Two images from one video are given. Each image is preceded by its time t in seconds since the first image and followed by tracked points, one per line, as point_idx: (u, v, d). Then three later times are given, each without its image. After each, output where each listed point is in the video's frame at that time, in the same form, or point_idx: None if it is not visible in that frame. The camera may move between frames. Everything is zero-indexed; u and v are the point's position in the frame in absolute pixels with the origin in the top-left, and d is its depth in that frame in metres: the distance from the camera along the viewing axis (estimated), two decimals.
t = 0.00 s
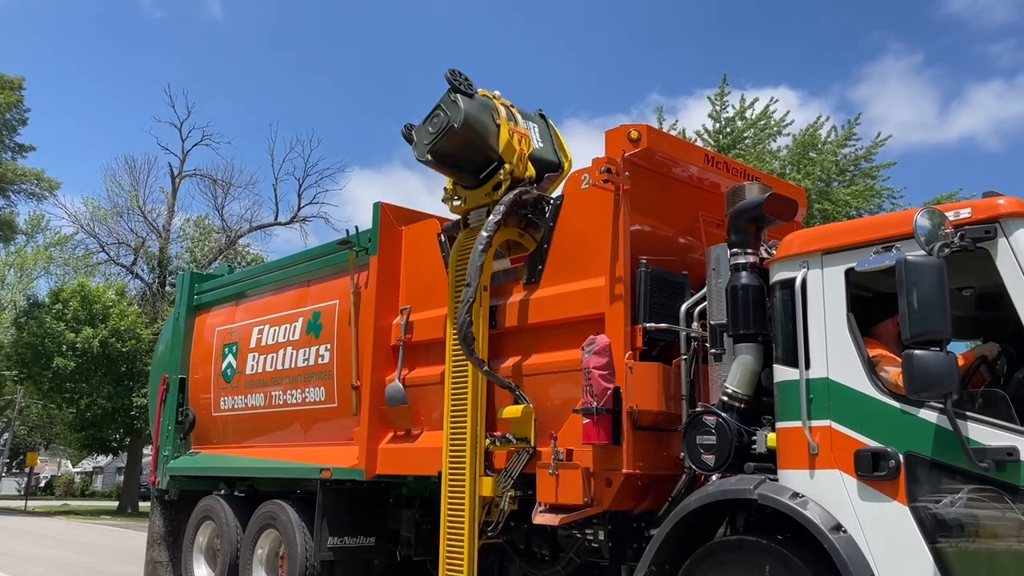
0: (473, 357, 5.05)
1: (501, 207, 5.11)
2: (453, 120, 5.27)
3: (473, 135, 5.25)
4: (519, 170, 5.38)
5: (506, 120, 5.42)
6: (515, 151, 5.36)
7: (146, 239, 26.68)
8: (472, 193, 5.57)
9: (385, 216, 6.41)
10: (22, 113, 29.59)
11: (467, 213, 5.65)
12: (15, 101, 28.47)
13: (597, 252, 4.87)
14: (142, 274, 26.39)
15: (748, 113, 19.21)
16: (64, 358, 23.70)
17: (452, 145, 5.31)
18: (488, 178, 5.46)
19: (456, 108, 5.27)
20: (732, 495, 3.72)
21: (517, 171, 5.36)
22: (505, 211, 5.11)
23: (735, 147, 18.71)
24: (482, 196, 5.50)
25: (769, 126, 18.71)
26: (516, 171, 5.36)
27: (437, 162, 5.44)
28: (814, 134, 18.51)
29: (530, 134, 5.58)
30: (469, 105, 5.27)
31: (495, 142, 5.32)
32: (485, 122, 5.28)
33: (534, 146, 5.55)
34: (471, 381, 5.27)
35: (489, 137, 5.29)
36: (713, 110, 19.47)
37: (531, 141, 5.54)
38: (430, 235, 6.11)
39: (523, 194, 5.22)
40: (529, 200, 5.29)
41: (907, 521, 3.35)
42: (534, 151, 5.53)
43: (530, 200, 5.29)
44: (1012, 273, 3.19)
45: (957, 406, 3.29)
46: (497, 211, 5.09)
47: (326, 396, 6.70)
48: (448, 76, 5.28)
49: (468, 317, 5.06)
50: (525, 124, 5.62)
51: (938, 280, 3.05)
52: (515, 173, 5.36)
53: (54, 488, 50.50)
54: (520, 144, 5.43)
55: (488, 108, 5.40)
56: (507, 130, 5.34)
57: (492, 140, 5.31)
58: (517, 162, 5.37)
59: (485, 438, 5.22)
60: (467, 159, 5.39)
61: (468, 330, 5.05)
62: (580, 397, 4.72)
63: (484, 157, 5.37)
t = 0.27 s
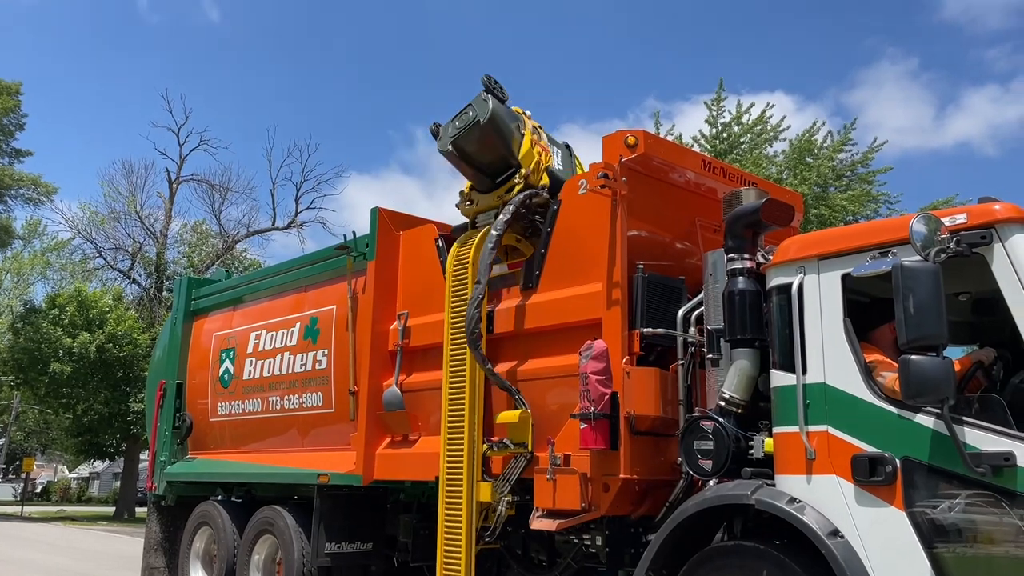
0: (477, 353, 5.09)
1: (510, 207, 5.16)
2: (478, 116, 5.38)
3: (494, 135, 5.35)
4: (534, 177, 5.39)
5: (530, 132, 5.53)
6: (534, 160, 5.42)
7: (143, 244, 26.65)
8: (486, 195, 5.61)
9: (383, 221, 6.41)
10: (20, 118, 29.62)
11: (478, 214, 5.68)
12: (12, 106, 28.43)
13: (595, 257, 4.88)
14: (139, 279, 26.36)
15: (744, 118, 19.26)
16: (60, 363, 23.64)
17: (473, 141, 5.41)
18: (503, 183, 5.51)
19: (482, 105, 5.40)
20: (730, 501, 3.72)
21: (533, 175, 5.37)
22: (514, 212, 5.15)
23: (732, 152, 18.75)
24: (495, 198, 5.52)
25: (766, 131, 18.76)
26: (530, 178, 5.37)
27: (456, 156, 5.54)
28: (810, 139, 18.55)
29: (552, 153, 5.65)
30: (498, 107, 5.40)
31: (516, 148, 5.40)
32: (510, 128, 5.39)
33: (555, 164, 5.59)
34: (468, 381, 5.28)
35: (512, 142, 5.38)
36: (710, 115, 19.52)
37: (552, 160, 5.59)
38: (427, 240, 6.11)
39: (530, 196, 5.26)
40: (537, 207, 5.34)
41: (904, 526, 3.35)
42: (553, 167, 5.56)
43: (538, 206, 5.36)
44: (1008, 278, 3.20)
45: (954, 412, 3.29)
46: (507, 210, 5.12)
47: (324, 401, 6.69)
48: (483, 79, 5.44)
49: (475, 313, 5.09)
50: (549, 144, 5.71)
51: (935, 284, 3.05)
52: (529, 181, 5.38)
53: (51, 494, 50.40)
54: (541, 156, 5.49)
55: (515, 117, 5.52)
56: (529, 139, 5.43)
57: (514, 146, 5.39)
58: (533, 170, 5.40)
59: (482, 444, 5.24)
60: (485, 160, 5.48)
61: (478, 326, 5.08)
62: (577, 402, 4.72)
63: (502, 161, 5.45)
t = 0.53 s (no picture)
0: (482, 351, 5.11)
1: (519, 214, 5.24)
2: (510, 124, 5.57)
3: (521, 146, 5.53)
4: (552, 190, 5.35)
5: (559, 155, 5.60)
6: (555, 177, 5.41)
7: (140, 250, 26.61)
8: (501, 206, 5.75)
9: (380, 227, 6.39)
10: (16, 124, 29.59)
11: (489, 222, 5.70)
12: (8, 112, 28.41)
13: (592, 262, 4.87)
14: (136, 284, 26.31)
15: (742, 124, 19.28)
16: (57, 368, 23.57)
17: (499, 147, 5.58)
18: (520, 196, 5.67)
19: (517, 115, 5.59)
20: (727, 507, 3.72)
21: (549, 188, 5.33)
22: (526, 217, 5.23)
23: (729, 158, 18.77)
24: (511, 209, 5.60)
25: (763, 136, 18.79)
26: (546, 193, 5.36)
27: (479, 160, 5.71)
28: (807, 145, 18.58)
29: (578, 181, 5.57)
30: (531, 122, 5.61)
31: (541, 164, 5.56)
32: (539, 144, 5.58)
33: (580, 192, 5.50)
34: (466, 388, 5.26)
35: (537, 157, 5.55)
36: (707, 120, 19.54)
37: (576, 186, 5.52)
38: (425, 246, 6.11)
39: (543, 203, 5.30)
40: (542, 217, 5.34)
41: (902, 531, 3.35)
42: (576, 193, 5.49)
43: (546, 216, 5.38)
44: (1005, 284, 3.20)
45: (951, 417, 3.29)
46: (519, 214, 5.20)
47: (321, 407, 6.67)
48: (522, 98, 5.68)
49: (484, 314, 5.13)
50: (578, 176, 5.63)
51: (931, 290, 3.05)
52: (546, 194, 5.35)
53: (47, 500, 50.24)
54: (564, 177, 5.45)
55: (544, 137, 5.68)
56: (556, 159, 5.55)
57: (539, 162, 5.55)
58: (553, 186, 5.38)
59: (478, 450, 5.22)
60: (508, 169, 5.63)
61: (485, 327, 5.12)
62: (574, 408, 4.71)
63: (523, 175, 5.62)
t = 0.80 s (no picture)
0: (483, 354, 5.14)
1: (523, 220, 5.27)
2: (521, 133, 5.66)
3: (530, 156, 5.62)
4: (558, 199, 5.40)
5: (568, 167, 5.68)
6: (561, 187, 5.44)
7: (138, 254, 26.61)
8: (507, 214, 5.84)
9: (379, 231, 6.40)
10: (15, 128, 29.61)
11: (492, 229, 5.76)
12: (7, 116, 28.41)
13: (591, 266, 4.88)
14: (134, 288, 26.30)
15: (739, 129, 19.32)
16: (54, 373, 23.53)
17: (510, 156, 5.68)
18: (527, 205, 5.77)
19: (529, 125, 5.68)
20: (726, 511, 3.72)
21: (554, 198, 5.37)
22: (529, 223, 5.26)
23: (727, 162, 18.80)
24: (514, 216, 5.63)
25: (761, 142, 18.83)
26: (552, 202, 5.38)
27: (489, 166, 5.83)
28: (805, 150, 18.61)
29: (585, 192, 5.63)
30: (542, 133, 5.69)
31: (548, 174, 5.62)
32: (548, 155, 5.65)
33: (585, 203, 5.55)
34: (464, 393, 5.26)
35: (546, 168, 5.63)
36: (705, 126, 19.58)
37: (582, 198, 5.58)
38: (424, 250, 6.11)
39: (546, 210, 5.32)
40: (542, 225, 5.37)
41: (901, 536, 3.35)
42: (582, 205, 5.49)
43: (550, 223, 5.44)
44: (1003, 289, 3.21)
45: (950, 422, 3.30)
46: (522, 220, 5.24)
47: (319, 411, 6.67)
48: (537, 111, 5.77)
49: (485, 318, 5.15)
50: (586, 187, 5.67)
51: (930, 294, 3.06)
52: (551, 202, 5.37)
53: (44, 505, 50.13)
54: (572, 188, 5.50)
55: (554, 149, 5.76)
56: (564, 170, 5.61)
57: (547, 173, 5.63)
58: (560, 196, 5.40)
59: (478, 454, 5.24)
60: (516, 178, 5.73)
61: (486, 331, 5.15)
62: (574, 413, 4.71)
63: (531, 185, 5.70)
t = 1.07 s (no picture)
0: (483, 358, 5.15)
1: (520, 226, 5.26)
2: (519, 138, 5.69)
3: (528, 160, 5.64)
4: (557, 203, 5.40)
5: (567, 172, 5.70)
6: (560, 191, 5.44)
7: (137, 258, 26.60)
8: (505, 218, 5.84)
9: (378, 235, 6.40)
10: (14, 132, 29.64)
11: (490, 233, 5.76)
12: (6, 120, 28.40)
13: (590, 270, 4.87)
14: (133, 292, 26.29)
15: (738, 132, 19.34)
16: (53, 377, 23.51)
17: (508, 160, 5.70)
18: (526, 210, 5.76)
19: (527, 130, 5.72)
20: (725, 515, 3.71)
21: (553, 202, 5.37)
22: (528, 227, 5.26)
23: (726, 166, 18.82)
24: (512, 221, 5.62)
25: (760, 145, 18.84)
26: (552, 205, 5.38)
27: (488, 172, 5.84)
28: (804, 154, 18.63)
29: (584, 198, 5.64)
30: (540, 137, 5.73)
31: (547, 179, 5.64)
32: (547, 159, 5.68)
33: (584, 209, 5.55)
34: (462, 395, 5.24)
35: (544, 172, 5.64)
36: (704, 129, 19.60)
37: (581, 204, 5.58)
38: (423, 254, 6.11)
39: (543, 215, 5.30)
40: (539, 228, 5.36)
41: (900, 540, 3.35)
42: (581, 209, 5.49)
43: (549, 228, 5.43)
44: (1002, 293, 3.21)
45: (949, 426, 3.30)
46: (520, 225, 5.24)
47: (318, 415, 6.66)
48: (535, 116, 5.82)
49: (484, 321, 5.13)
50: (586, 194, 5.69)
51: (929, 298, 3.05)
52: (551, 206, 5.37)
53: (43, 509, 50.09)
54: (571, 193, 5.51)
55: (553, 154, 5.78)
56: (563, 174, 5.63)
57: (545, 177, 5.64)
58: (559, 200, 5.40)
59: (477, 458, 5.23)
60: (514, 182, 5.74)
61: (485, 334, 5.13)
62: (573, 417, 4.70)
63: (530, 189, 5.71)
